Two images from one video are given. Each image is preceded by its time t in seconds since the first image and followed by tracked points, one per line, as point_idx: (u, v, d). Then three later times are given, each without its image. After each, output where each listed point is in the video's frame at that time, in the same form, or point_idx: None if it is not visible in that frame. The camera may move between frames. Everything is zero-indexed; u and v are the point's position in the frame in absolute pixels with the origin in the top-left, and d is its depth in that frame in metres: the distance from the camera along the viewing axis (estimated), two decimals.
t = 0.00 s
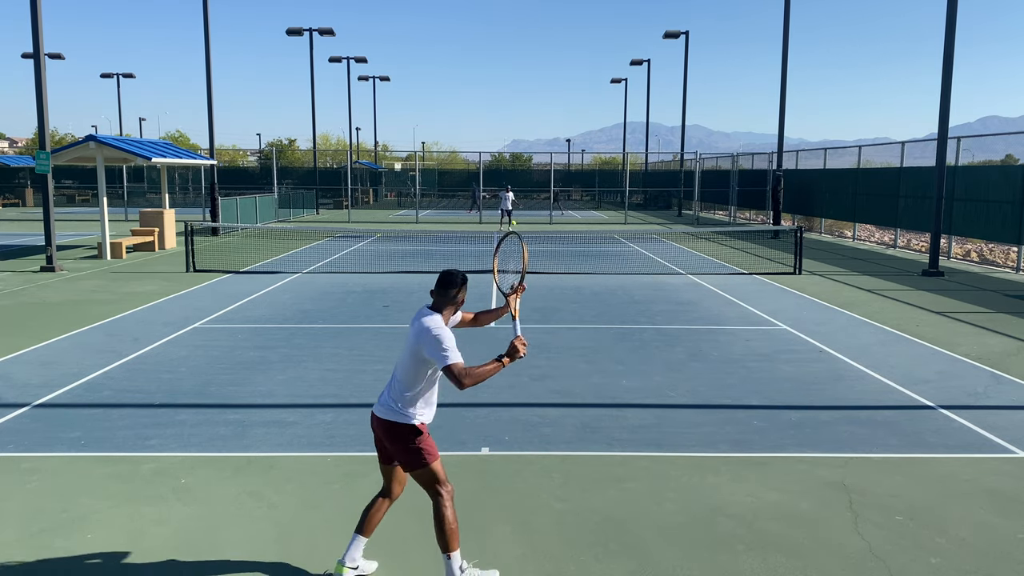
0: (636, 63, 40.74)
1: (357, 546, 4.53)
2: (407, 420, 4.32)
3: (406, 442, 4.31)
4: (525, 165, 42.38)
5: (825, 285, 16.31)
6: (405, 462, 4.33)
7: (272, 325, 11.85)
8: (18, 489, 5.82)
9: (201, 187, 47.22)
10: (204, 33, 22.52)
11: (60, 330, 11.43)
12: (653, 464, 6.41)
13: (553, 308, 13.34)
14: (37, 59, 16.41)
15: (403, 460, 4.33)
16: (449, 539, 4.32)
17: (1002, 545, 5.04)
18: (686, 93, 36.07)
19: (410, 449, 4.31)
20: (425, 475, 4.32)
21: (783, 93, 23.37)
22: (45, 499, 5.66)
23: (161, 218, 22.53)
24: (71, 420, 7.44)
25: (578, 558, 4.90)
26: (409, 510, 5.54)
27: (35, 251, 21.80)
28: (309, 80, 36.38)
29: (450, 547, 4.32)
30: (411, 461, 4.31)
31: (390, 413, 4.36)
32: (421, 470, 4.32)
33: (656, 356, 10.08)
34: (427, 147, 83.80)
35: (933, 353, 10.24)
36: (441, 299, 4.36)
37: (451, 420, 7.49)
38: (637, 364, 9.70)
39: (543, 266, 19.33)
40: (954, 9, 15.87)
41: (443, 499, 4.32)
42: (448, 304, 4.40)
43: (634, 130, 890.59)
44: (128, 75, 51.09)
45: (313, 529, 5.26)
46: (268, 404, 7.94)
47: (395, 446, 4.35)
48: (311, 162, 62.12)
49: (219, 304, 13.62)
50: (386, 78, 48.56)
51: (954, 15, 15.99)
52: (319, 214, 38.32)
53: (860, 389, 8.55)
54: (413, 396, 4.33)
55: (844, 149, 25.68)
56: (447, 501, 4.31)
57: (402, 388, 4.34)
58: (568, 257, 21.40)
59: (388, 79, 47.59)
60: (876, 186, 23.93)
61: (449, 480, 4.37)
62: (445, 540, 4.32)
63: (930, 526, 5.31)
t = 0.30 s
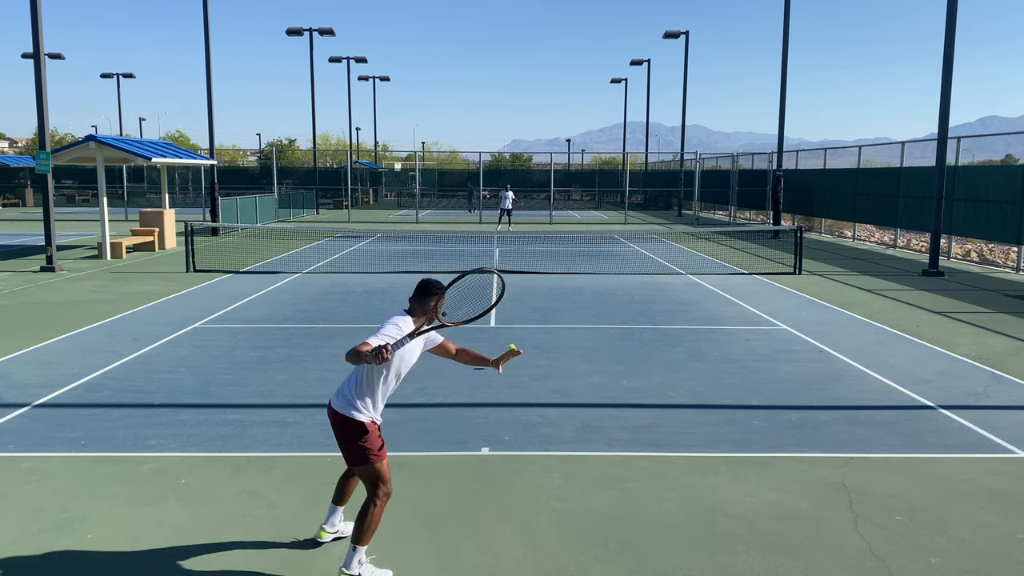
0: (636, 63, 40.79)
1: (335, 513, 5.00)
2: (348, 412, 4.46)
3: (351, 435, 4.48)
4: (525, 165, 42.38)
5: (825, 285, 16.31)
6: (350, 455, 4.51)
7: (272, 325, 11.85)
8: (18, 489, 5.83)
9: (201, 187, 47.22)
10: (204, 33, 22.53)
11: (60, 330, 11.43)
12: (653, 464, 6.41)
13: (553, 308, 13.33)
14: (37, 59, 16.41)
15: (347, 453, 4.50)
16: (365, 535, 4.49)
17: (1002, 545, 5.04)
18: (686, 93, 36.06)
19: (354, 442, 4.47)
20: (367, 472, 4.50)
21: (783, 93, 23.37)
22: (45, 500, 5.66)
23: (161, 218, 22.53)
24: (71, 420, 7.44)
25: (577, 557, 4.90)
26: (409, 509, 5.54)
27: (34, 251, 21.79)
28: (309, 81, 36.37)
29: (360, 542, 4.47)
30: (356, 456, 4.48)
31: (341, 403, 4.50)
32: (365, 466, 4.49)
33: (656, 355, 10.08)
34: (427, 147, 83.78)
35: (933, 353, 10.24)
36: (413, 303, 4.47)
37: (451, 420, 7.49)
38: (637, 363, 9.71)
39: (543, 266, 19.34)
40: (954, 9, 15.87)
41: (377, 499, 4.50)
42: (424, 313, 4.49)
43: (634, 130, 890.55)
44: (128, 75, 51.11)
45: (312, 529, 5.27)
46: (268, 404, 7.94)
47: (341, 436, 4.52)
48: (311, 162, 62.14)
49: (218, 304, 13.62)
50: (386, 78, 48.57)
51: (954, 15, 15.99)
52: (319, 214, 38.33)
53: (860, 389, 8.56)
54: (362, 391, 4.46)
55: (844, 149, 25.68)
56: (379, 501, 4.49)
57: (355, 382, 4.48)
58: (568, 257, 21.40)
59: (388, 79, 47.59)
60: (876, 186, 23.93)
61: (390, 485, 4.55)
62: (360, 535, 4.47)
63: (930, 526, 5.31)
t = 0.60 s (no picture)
0: (636, 63, 40.76)
1: (342, 504, 5.13)
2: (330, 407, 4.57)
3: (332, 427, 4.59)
4: (525, 165, 42.38)
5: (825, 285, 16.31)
6: (335, 447, 4.63)
7: (272, 325, 11.84)
8: (18, 489, 5.83)
9: (201, 187, 47.23)
10: (204, 33, 22.53)
11: (60, 330, 11.43)
12: (653, 464, 6.41)
13: (553, 308, 13.33)
14: (37, 59, 16.41)
15: (334, 446, 4.62)
16: (359, 525, 4.52)
17: (1002, 545, 5.04)
18: (686, 93, 36.06)
19: (335, 435, 4.59)
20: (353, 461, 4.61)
21: (783, 94, 23.38)
22: (45, 499, 5.67)
23: (161, 218, 22.54)
24: (72, 420, 7.44)
25: (577, 557, 4.90)
26: (409, 509, 5.54)
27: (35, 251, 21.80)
28: (309, 81, 36.37)
29: (355, 531, 4.50)
30: (339, 447, 4.60)
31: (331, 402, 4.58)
32: (349, 455, 4.61)
33: (656, 355, 10.08)
34: (427, 147, 83.85)
35: (933, 353, 10.24)
36: (392, 305, 4.59)
37: (451, 420, 7.48)
38: (637, 363, 9.70)
39: (543, 266, 19.34)
40: (954, 9, 15.87)
41: (366, 485, 4.61)
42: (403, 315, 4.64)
43: (633, 130, 890.62)
44: (128, 75, 51.14)
45: (312, 529, 5.27)
46: (268, 404, 7.94)
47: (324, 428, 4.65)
48: (310, 162, 62.16)
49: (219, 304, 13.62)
50: (386, 78, 48.64)
51: (954, 15, 15.99)
52: (319, 214, 38.32)
53: (860, 389, 8.55)
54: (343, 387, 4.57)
55: (844, 149, 25.68)
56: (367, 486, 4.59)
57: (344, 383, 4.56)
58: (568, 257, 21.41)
59: (389, 79, 47.66)
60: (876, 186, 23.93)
61: (373, 475, 4.64)
62: (354, 524, 4.51)
63: (930, 526, 5.31)
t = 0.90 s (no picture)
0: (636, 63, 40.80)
1: (342, 504, 5.11)
2: (363, 390, 4.72)
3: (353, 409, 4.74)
4: (525, 165, 42.37)
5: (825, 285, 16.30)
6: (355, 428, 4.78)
7: (272, 325, 11.84)
8: (18, 489, 5.83)
9: (201, 187, 47.22)
10: (204, 34, 22.54)
11: (60, 330, 11.43)
12: (653, 464, 6.41)
13: (553, 308, 13.33)
14: (37, 59, 16.41)
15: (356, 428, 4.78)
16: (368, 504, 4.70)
17: (1002, 545, 5.04)
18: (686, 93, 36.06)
19: (363, 415, 4.74)
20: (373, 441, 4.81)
21: (783, 93, 23.38)
22: (45, 499, 5.66)
23: (161, 218, 22.53)
24: (72, 420, 7.44)
25: (577, 557, 4.89)
26: (409, 509, 5.54)
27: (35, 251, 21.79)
28: (309, 81, 36.37)
29: (366, 510, 4.67)
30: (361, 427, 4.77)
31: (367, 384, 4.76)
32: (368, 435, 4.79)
33: (656, 356, 10.08)
34: (427, 147, 83.88)
35: (933, 353, 10.24)
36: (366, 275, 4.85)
37: (451, 420, 7.48)
38: (637, 364, 9.70)
39: (543, 266, 19.34)
40: (954, 9, 15.88)
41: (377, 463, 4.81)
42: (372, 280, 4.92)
43: (634, 130, 890.61)
44: (128, 75, 51.15)
45: (312, 529, 5.26)
46: (268, 404, 7.94)
47: (342, 412, 4.76)
48: (310, 162, 62.18)
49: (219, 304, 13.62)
50: (387, 78, 48.61)
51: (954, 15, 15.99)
52: (319, 214, 38.31)
53: (860, 389, 8.55)
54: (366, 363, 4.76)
55: (844, 149, 25.67)
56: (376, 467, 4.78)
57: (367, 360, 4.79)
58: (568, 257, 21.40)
59: (389, 79, 47.68)
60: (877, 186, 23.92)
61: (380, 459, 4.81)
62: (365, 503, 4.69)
63: (930, 526, 5.31)
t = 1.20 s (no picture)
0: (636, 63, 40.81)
1: (342, 503, 5.12)
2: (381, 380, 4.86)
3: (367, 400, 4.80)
4: (525, 165, 42.40)
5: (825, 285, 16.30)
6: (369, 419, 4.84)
7: (271, 325, 11.84)
8: (18, 489, 5.83)
9: (201, 187, 47.26)
10: (204, 34, 22.55)
11: (60, 330, 11.43)
12: (653, 464, 6.40)
13: (553, 308, 13.32)
14: (37, 59, 16.42)
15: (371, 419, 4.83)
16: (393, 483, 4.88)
17: (1002, 545, 5.04)
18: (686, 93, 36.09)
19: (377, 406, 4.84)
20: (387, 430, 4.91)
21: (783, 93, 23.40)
22: (45, 499, 5.66)
23: (161, 218, 22.54)
24: (71, 420, 7.44)
25: (577, 557, 4.89)
26: (409, 509, 5.54)
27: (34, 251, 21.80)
28: (309, 82, 36.42)
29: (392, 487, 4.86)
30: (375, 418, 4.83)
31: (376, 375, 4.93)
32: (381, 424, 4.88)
33: (656, 355, 10.08)
34: (427, 146, 83.92)
35: (933, 353, 10.23)
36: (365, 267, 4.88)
37: (451, 420, 7.48)
38: (637, 363, 9.70)
39: (543, 266, 19.35)
40: (954, 9, 15.88)
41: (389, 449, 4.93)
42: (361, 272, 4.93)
43: (633, 130, 890.69)
44: (128, 75, 51.21)
45: (311, 529, 5.26)
46: (268, 404, 7.94)
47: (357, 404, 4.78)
48: (310, 161, 62.22)
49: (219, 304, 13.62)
50: (386, 78, 48.68)
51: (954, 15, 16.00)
52: (319, 214, 38.34)
53: (860, 389, 8.55)
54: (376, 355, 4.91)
55: (844, 149, 25.67)
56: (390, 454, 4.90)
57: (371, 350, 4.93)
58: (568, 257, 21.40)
59: (388, 79, 47.70)
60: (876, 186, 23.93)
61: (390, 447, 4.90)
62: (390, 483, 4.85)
63: (931, 526, 5.31)
